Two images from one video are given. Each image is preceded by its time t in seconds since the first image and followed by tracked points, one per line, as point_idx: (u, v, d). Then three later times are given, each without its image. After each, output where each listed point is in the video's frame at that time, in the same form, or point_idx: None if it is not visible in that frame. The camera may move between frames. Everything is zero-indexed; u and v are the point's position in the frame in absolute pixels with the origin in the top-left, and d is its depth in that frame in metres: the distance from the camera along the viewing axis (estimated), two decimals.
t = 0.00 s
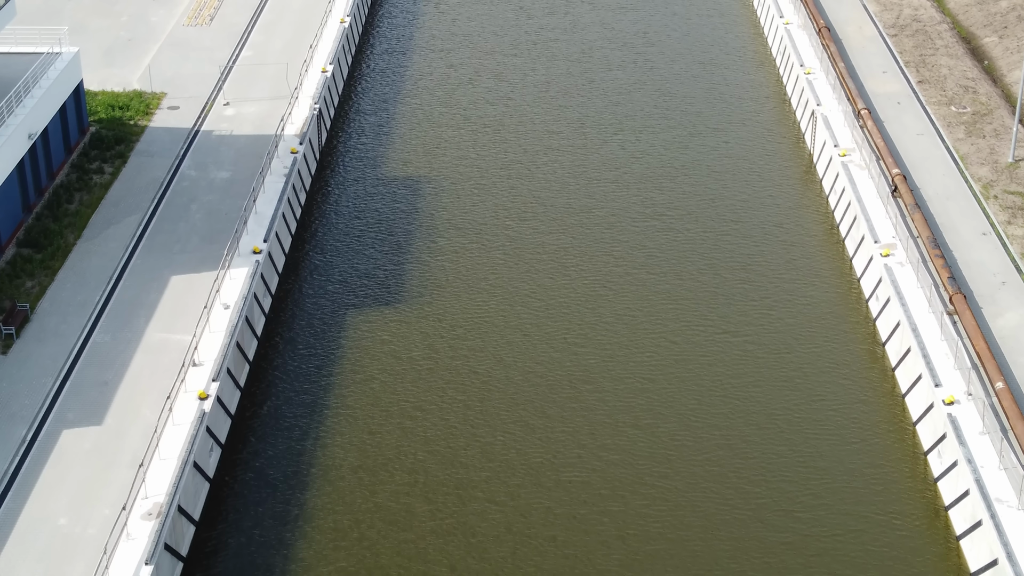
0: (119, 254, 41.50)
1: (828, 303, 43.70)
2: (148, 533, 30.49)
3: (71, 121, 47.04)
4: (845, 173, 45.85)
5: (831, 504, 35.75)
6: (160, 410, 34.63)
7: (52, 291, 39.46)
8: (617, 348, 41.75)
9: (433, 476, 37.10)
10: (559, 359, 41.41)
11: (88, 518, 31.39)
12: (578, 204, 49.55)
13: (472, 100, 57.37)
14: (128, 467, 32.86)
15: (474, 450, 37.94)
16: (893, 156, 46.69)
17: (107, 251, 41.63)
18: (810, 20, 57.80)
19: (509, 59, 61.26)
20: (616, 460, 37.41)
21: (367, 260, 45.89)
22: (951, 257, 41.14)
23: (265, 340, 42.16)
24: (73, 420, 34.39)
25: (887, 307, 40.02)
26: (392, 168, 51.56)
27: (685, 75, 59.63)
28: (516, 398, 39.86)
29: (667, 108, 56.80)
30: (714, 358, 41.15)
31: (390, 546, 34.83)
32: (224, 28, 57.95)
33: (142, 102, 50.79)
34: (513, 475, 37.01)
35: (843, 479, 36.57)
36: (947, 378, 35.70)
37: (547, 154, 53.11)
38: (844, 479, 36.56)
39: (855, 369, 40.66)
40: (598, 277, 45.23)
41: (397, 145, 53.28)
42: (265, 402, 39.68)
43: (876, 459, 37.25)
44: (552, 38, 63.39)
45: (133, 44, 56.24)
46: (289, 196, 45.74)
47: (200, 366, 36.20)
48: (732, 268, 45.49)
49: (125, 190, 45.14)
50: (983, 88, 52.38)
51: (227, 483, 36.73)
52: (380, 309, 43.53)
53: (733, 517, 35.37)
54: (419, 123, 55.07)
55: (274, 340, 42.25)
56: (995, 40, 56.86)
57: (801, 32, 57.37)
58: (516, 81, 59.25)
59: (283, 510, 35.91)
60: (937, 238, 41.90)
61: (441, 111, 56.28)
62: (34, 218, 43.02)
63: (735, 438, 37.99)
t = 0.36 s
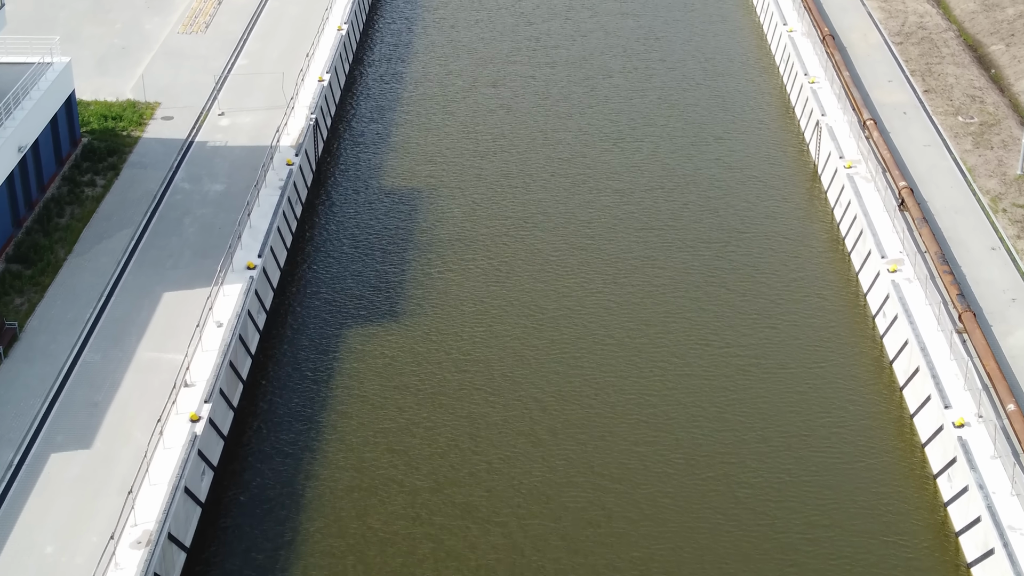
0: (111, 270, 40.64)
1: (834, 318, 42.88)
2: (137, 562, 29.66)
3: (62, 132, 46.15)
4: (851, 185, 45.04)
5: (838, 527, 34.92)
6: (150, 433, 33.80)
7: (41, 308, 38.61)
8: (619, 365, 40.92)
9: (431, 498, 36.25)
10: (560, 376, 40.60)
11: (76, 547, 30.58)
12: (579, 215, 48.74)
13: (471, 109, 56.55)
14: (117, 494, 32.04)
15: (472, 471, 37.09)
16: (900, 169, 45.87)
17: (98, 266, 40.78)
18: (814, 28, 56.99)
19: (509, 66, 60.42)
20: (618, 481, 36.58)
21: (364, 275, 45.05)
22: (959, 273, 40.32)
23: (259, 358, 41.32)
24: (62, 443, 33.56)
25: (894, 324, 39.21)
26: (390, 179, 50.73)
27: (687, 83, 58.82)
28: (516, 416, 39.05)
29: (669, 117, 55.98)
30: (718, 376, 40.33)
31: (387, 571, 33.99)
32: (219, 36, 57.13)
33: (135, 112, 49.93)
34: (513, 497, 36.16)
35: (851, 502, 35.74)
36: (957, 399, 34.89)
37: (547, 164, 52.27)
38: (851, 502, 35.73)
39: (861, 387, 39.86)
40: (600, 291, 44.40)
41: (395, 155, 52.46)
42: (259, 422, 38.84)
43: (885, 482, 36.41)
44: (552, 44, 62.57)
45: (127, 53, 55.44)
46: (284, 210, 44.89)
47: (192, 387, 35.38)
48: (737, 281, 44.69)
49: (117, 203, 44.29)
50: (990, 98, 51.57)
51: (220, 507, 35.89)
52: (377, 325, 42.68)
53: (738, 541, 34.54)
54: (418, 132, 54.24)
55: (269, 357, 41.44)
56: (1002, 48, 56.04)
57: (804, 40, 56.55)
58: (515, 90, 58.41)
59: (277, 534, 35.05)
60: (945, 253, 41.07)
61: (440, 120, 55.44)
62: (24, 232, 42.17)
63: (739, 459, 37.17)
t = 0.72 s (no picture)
0: (100, 288, 39.72)
1: (841, 336, 41.93)
2: None
3: (53, 145, 45.24)
4: (857, 200, 44.15)
5: (846, 556, 33.99)
6: (139, 460, 32.87)
7: (30, 328, 37.70)
8: (621, 385, 40.01)
9: (428, 524, 35.32)
10: (560, 396, 39.65)
11: None
12: (580, 228, 47.82)
13: (470, 119, 55.62)
14: (104, 523, 31.13)
15: (471, 496, 36.15)
16: (907, 182, 44.94)
17: (88, 284, 39.85)
18: (819, 37, 56.06)
19: (508, 75, 59.50)
20: (620, 505, 35.67)
21: (361, 292, 44.13)
22: (970, 292, 39.38)
23: (253, 378, 40.39)
24: (48, 471, 32.66)
25: (903, 345, 38.28)
26: (387, 192, 49.79)
27: (690, 92, 57.90)
28: (516, 439, 38.10)
29: (672, 127, 55.06)
30: (722, 396, 39.43)
31: None
32: (214, 45, 56.23)
33: (127, 124, 49.02)
34: (512, 523, 35.24)
35: (859, 529, 34.79)
36: (969, 424, 34.03)
37: (548, 176, 51.35)
38: (860, 529, 34.78)
39: (870, 409, 38.88)
40: (600, 307, 43.48)
41: (392, 167, 51.51)
42: (253, 445, 37.92)
43: (895, 508, 35.47)
44: (552, 52, 61.63)
45: (120, 63, 54.54)
46: (279, 224, 43.96)
47: (183, 411, 34.44)
48: (741, 297, 43.77)
49: (108, 218, 43.37)
50: (999, 108, 50.62)
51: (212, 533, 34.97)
52: (374, 344, 41.75)
53: (743, 569, 33.66)
54: (416, 143, 53.29)
55: (263, 377, 40.50)
56: (1010, 57, 55.10)
57: (809, 49, 55.64)
58: (515, 98, 57.49)
59: (270, 562, 34.15)
60: (955, 270, 40.16)
61: (438, 130, 54.52)
62: (13, 249, 41.26)
63: (744, 483, 36.27)
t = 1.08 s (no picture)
0: (90, 308, 38.79)
1: (847, 356, 41.00)
2: None
3: (43, 160, 44.31)
4: (864, 215, 43.26)
5: None
6: (127, 489, 31.95)
7: (17, 350, 36.78)
8: (623, 406, 39.08)
9: (426, 552, 34.40)
10: (561, 418, 38.75)
11: None
12: (581, 242, 46.94)
13: (469, 130, 54.72)
14: (91, 556, 30.22)
15: (470, 523, 35.23)
16: (915, 198, 44.03)
17: (77, 304, 38.93)
18: (823, 46, 55.19)
19: (508, 84, 58.57)
20: (622, 532, 34.75)
21: (357, 310, 43.22)
22: (980, 312, 38.50)
23: (246, 400, 39.46)
24: (33, 500, 31.74)
25: (912, 367, 37.39)
26: (384, 206, 48.86)
27: (692, 101, 57.05)
28: (515, 463, 37.17)
29: (674, 137, 54.19)
30: (726, 417, 38.52)
31: None
32: (208, 55, 55.33)
33: (119, 136, 48.10)
34: (512, 551, 34.32)
35: (867, 558, 33.87)
36: (981, 451, 33.16)
37: (548, 188, 50.44)
38: (868, 558, 33.86)
39: (877, 433, 37.93)
40: (601, 326, 42.57)
41: (390, 179, 50.61)
42: (245, 470, 36.98)
43: (904, 536, 34.54)
44: (552, 60, 60.76)
45: (112, 73, 53.67)
46: (273, 241, 43.04)
47: (173, 437, 33.50)
48: (745, 314, 42.91)
49: (98, 234, 42.44)
50: (1007, 121, 49.70)
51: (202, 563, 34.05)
52: (370, 365, 40.83)
53: None
54: (414, 155, 52.38)
55: (256, 398, 39.57)
56: (1017, 67, 54.19)
57: (813, 59, 54.72)
58: (514, 108, 56.56)
59: None
60: (965, 289, 39.26)
61: (436, 142, 53.59)
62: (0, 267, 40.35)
63: (750, 509, 35.36)
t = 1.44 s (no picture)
0: (79, 329, 37.85)
1: (854, 376, 40.08)
2: None
3: (32, 174, 43.39)
4: (871, 232, 42.34)
5: None
6: (115, 520, 31.03)
7: (3, 373, 35.83)
8: (625, 428, 38.13)
9: None
10: (562, 440, 37.80)
11: None
12: (582, 257, 46.04)
13: (467, 141, 53.79)
14: None
15: (468, 550, 34.29)
16: (923, 213, 43.09)
17: (66, 324, 37.99)
18: (828, 56, 54.28)
19: (507, 94, 57.64)
20: (624, 560, 33.82)
21: (353, 329, 42.30)
22: (991, 334, 37.59)
23: (239, 423, 38.52)
24: (18, 532, 30.82)
25: (921, 389, 36.51)
26: (381, 221, 47.93)
27: (694, 111, 56.14)
28: (516, 488, 36.22)
29: (677, 148, 53.27)
30: (731, 440, 37.59)
31: None
32: (202, 65, 54.42)
33: (111, 150, 47.17)
34: None
35: None
36: (993, 479, 32.30)
37: (548, 201, 49.51)
38: None
39: (886, 458, 36.97)
40: (602, 345, 41.61)
41: (386, 193, 49.66)
42: (238, 496, 36.05)
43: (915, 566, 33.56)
44: (552, 69, 59.85)
45: (105, 84, 52.75)
46: (267, 258, 42.11)
47: (162, 465, 32.57)
48: (749, 332, 41.99)
49: (88, 251, 41.50)
50: (1016, 133, 48.76)
51: None
52: (365, 386, 39.90)
53: None
54: (410, 168, 51.42)
55: (249, 421, 38.64)
56: None
57: (818, 69, 53.80)
58: (513, 119, 55.63)
59: None
60: (975, 309, 38.35)
61: (434, 153, 52.66)
62: None
63: (755, 536, 34.43)
